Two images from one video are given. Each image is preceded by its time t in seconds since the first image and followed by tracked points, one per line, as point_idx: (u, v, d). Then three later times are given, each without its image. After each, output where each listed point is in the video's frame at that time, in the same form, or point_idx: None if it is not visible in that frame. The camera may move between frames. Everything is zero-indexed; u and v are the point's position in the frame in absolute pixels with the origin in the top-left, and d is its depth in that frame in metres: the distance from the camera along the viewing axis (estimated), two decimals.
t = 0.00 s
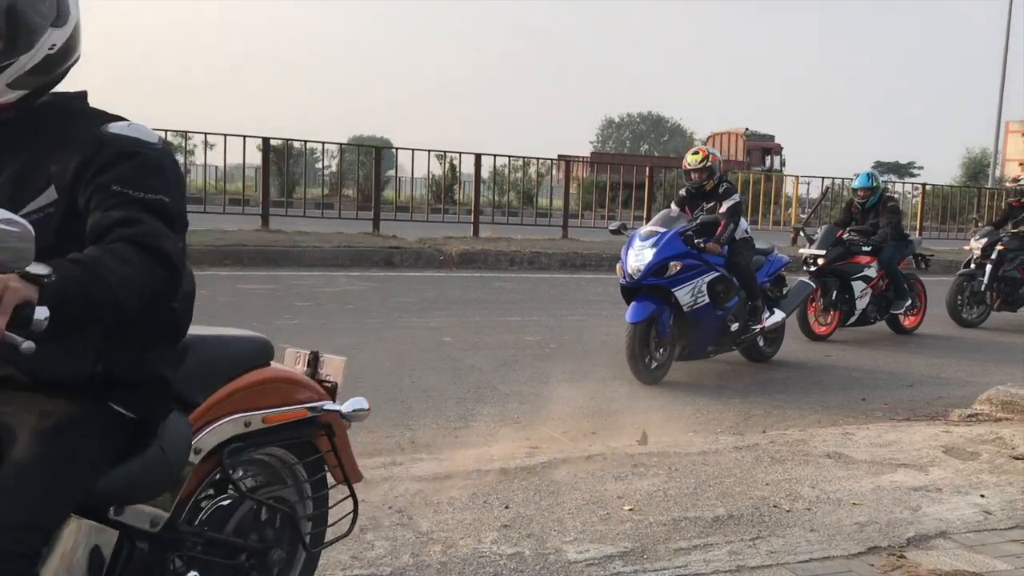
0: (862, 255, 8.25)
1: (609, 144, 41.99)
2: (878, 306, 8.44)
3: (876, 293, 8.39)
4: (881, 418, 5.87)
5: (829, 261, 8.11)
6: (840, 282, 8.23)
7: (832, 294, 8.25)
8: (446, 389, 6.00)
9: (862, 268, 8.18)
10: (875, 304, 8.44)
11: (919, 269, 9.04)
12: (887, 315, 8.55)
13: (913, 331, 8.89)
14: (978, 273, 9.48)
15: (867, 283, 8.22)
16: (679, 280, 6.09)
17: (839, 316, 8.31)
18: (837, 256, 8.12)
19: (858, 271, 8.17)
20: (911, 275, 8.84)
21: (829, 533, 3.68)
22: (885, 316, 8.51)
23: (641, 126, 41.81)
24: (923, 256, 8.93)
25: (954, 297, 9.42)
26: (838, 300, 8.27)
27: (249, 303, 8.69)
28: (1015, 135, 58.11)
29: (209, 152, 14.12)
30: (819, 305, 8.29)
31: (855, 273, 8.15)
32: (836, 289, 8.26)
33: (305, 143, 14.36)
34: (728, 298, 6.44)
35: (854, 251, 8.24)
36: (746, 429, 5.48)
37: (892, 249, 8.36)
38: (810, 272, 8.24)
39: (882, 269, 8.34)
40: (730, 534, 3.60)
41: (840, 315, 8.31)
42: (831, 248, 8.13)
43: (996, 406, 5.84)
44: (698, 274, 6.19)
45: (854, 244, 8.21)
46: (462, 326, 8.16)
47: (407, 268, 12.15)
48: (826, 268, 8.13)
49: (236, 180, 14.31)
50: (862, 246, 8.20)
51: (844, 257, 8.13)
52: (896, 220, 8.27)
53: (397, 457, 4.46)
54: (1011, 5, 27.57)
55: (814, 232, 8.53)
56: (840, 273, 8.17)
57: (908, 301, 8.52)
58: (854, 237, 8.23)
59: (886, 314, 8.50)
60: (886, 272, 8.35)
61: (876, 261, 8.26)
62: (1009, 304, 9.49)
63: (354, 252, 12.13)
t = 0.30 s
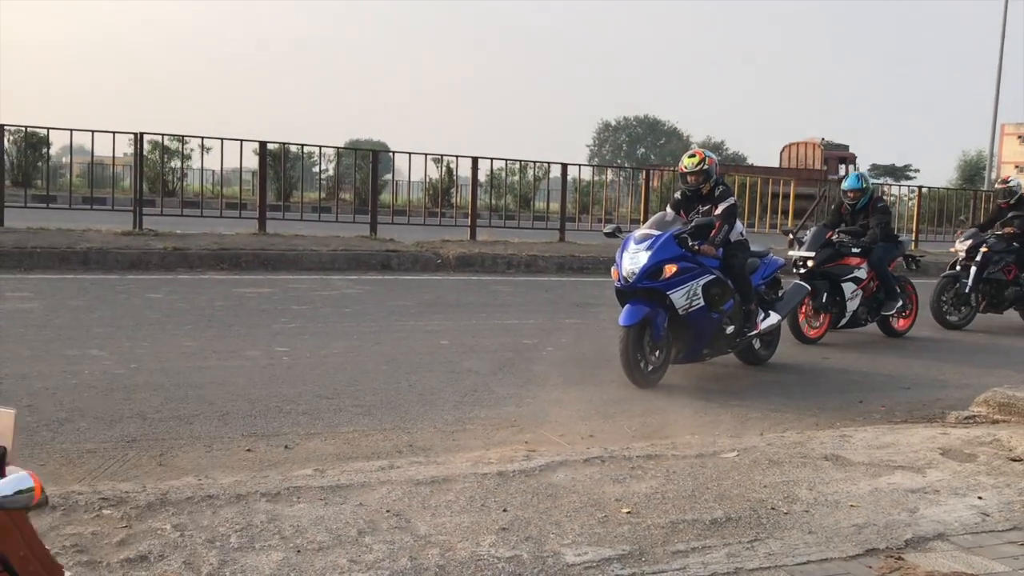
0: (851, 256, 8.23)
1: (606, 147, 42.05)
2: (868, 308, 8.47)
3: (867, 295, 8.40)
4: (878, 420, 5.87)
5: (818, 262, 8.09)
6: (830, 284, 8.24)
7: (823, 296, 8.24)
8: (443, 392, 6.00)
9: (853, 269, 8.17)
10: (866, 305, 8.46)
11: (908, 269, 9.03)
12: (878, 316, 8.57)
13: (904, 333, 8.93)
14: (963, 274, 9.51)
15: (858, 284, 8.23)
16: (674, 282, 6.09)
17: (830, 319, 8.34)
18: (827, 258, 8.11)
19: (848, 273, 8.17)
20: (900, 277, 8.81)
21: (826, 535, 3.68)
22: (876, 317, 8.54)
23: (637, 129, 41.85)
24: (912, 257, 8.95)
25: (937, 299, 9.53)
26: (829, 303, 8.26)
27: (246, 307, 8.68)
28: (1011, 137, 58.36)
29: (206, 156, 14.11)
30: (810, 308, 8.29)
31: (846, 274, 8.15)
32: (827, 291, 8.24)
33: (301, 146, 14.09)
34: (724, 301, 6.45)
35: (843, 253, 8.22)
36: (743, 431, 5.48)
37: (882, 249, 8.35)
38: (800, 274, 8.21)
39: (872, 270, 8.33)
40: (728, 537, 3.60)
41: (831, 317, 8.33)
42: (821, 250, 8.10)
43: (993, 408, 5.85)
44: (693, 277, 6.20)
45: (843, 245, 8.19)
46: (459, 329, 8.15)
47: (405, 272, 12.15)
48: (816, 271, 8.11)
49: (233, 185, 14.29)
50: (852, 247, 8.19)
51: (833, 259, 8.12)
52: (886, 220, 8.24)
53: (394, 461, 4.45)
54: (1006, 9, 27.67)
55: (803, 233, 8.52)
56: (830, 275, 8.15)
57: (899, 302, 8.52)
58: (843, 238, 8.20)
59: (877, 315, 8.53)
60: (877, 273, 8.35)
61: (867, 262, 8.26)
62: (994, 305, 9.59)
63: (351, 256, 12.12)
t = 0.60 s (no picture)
0: (841, 259, 8.26)
1: (601, 151, 42.10)
2: (858, 311, 8.50)
3: (856, 298, 8.44)
4: (872, 423, 5.89)
5: (807, 266, 8.11)
6: (821, 287, 8.26)
7: (813, 300, 8.26)
8: (438, 396, 5.99)
9: (842, 273, 8.20)
10: (856, 308, 8.49)
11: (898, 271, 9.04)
12: (868, 319, 8.60)
13: (895, 336, 8.96)
14: (955, 277, 9.51)
15: (847, 287, 8.26)
16: (668, 286, 6.10)
17: (820, 322, 8.36)
18: (817, 261, 8.13)
19: (838, 276, 8.20)
20: (891, 280, 8.82)
21: (822, 537, 3.69)
22: (866, 320, 8.57)
23: (631, 134, 41.89)
24: (902, 260, 8.97)
25: (929, 301, 9.51)
26: (819, 306, 8.29)
27: (241, 312, 8.66)
28: (1004, 139, 58.55)
29: (200, 161, 14.06)
30: (801, 312, 8.32)
31: (836, 278, 8.18)
32: (817, 294, 8.27)
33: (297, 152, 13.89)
34: (718, 304, 6.46)
35: (833, 256, 8.24)
36: (737, 434, 5.49)
37: (871, 252, 8.37)
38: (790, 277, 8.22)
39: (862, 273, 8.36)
40: (724, 540, 3.60)
41: (821, 320, 8.37)
42: (810, 253, 8.12)
43: (986, 409, 5.87)
44: (687, 281, 6.21)
45: (833, 249, 8.21)
46: (453, 333, 8.15)
47: (399, 276, 12.14)
48: (807, 274, 8.12)
49: (227, 190, 14.17)
50: (842, 251, 8.23)
51: (823, 262, 8.15)
52: (876, 223, 8.28)
53: (390, 465, 4.45)
54: (998, 13, 27.80)
55: (793, 237, 8.55)
56: (820, 279, 8.16)
57: (889, 305, 8.56)
58: (833, 242, 8.22)
59: (867, 319, 8.56)
60: (867, 277, 8.39)
61: (856, 265, 8.29)
62: (986, 309, 9.64)
63: (346, 260, 12.11)
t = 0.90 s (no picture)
0: (826, 261, 8.29)
1: (590, 155, 42.16)
2: (843, 313, 8.54)
3: (841, 300, 8.47)
4: (860, 425, 5.91)
5: (792, 268, 8.14)
6: (806, 290, 8.29)
7: (799, 302, 8.29)
8: (428, 400, 5.99)
9: (827, 275, 8.23)
10: (841, 311, 8.53)
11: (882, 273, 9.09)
12: (853, 321, 8.63)
13: (879, 338, 9.00)
14: (945, 278, 9.55)
15: (832, 290, 8.29)
16: (658, 290, 6.11)
17: (804, 325, 8.40)
18: (802, 263, 8.16)
19: (823, 279, 8.23)
20: (876, 282, 8.86)
21: (810, 539, 3.70)
22: (851, 323, 8.61)
23: (620, 138, 41.98)
24: (887, 262, 9.02)
25: (918, 303, 9.58)
26: (804, 309, 8.32)
27: (229, 317, 8.64)
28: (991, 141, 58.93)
29: (188, 166, 14.03)
30: (786, 314, 8.35)
31: (821, 280, 8.21)
32: (803, 297, 8.30)
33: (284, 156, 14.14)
34: (707, 308, 6.48)
35: (818, 259, 8.27)
36: (726, 437, 5.50)
37: (856, 255, 8.41)
38: (775, 280, 8.24)
39: (846, 276, 8.39)
40: (712, 542, 3.61)
41: (806, 323, 8.40)
42: (795, 255, 8.15)
43: (973, 410, 5.90)
44: (677, 284, 6.22)
45: (818, 251, 8.25)
46: (441, 337, 8.15)
47: (389, 280, 12.13)
48: (792, 277, 8.14)
49: (215, 195, 14.24)
50: (827, 253, 8.27)
51: (808, 265, 8.18)
52: (861, 226, 8.32)
53: (379, 470, 4.44)
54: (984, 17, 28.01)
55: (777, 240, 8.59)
56: (805, 282, 8.19)
57: (873, 307, 8.60)
58: (818, 244, 8.25)
59: (852, 321, 8.60)
60: (851, 279, 8.43)
61: (841, 268, 8.33)
62: (975, 310, 9.70)
63: (335, 265, 12.09)
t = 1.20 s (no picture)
0: (808, 262, 8.32)
1: (574, 157, 42.22)
2: (825, 314, 8.57)
3: (823, 301, 8.50)
4: (843, 425, 5.93)
5: (775, 270, 8.12)
6: (788, 290, 8.31)
7: (781, 303, 8.31)
8: (412, 404, 5.97)
9: (809, 276, 8.26)
10: (823, 311, 8.56)
11: (863, 273, 9.13)
12: (835, 322, 8.67)
13: (860, 338, 9.06)
14: (929, 279, 9.61)
15: (814, 290, 8.32)
16: (644, 292, 6.12)
17: (787, 326, 8.42)
18: (784, 264, 8.19)
19: (805, 279, 8.25)
20: (856, 282, 8.90)
21: (794, 540, 3.71)
22: (833, 323, 8.64)
23: (604, 140, 42.05)
24: (868, 263, 9.07)
25: (903, 303, 9.63)
26: (787, 309, 8.34)
27: (212, 321, 8.59)
28: (972, 142, 59.47)
29: (171, 169, 13.96)
30: (769, 315, 8.37)
31: (804, 281, 8.23)
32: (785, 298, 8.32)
33: (266, 159, 14.11)
34: (692, 310, 6.49)
35: (800, 259, 8.30)
36: (709, 438, 5.51)
37: (837, 256, 8.45)
38: (757, 281, 8.25)
39: (828, 276, 8.43)
40: (696, 544, 3.62)
41: (788, 324, 8.43)
42: (777, 256, 8.17)
43: (955, 410, 5.94)
44: (663, 286, 6.23)
45: (800, 252, 8.28)
46: (426, 340, 8.13)
47: (373, 283, 12.11)
48: (774, 277, 8.16)
49: (197, 198, 14.28)
50: (808, 254, 8.31)
51: (790, 265, 8.19)
52: (843, 227, 8.36)
53: (362, 474, 4.42)
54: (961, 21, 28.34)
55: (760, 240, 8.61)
56: (788, 283, 8.21)
57: (855, 308, 8.65)
58: (799, 245, 8.30)
59: (834, 322, 8.63)
60: (832, 280, 8.47)
61: (823, 268, 8.37)
62: (959, 310, 9.76)
63: (318, 268, 12.05)
